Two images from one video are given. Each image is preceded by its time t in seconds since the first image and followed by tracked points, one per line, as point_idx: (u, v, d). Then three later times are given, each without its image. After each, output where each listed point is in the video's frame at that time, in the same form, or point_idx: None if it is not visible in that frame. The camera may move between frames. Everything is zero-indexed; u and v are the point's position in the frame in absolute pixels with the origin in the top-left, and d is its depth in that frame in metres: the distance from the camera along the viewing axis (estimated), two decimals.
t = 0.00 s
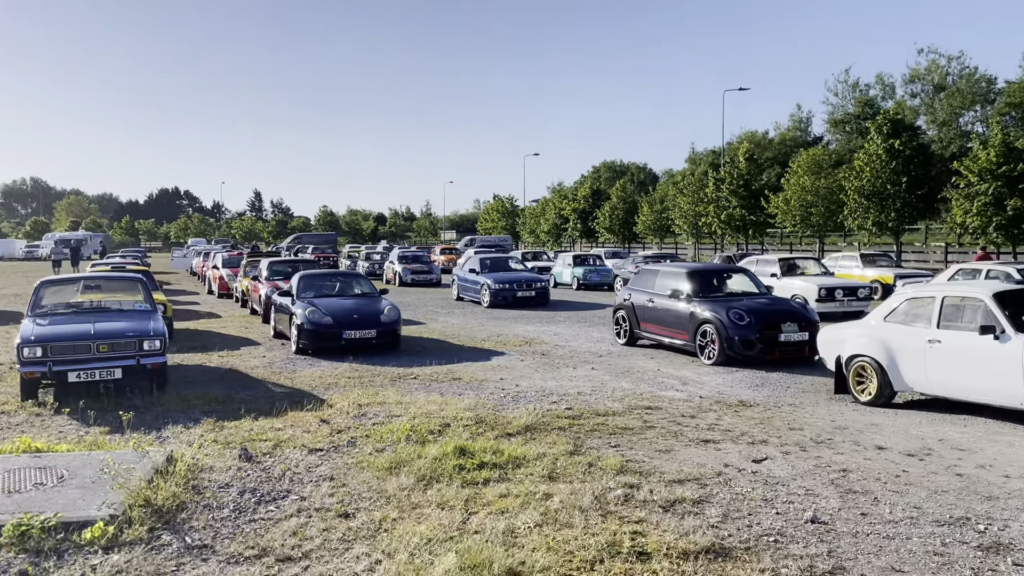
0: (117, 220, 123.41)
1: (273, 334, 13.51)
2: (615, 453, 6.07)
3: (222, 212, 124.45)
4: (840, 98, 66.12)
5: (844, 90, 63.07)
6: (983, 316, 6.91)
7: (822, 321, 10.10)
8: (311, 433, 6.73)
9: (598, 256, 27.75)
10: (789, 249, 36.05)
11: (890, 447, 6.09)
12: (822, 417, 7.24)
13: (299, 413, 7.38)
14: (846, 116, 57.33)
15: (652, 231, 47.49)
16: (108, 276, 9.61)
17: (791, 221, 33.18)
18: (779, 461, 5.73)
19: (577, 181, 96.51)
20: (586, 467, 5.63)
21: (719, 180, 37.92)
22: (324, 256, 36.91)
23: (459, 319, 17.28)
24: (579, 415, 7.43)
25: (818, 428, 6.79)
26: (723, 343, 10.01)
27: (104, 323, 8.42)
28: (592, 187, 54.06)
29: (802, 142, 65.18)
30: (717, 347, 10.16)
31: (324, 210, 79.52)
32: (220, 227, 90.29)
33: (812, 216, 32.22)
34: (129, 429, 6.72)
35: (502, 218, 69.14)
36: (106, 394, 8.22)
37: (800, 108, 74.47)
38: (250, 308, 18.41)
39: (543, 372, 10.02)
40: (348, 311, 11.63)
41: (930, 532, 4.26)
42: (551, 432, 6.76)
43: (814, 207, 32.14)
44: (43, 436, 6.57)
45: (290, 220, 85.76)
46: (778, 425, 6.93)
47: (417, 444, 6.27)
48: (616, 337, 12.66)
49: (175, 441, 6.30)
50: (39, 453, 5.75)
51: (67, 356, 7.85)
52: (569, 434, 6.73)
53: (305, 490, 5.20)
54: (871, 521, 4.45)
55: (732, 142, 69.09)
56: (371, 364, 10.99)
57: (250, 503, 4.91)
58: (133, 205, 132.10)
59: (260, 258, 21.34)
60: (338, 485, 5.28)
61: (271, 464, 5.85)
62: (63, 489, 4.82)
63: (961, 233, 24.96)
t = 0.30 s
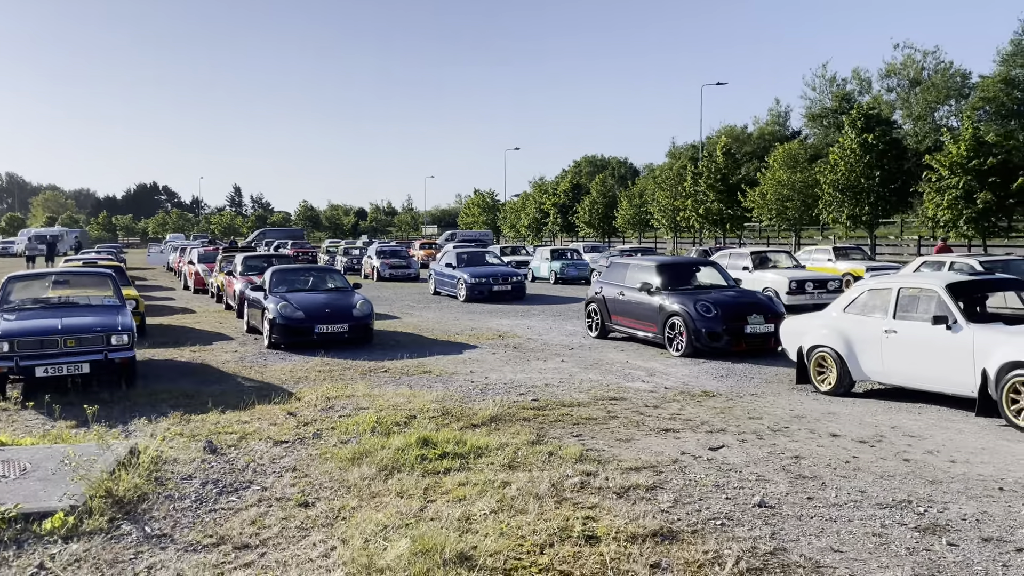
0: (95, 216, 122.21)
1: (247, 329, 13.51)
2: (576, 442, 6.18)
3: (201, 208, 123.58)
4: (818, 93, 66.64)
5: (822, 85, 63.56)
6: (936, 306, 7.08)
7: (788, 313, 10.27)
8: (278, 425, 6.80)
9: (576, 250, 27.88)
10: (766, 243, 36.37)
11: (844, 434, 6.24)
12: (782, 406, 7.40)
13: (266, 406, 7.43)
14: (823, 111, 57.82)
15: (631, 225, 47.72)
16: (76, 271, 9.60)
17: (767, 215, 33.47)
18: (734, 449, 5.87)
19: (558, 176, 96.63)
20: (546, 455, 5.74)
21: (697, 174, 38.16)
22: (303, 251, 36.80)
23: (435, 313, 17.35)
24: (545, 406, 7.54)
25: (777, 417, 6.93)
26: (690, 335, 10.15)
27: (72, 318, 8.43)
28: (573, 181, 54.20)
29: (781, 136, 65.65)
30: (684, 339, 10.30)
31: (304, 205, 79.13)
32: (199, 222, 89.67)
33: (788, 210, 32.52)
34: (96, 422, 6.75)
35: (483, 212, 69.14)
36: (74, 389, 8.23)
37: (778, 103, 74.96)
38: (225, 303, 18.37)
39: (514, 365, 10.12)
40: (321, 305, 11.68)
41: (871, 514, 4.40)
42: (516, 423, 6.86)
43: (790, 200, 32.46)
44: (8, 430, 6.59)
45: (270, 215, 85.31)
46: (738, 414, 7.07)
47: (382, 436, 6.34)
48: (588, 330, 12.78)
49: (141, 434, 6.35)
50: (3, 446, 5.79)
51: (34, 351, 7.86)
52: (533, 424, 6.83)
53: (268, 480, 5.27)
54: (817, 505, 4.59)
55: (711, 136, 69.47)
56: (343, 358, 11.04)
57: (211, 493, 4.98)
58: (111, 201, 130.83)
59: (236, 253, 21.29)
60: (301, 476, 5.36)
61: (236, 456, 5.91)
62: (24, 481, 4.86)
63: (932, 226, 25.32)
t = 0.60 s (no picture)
0: (75, 209, 121.10)
1: (221, 321, 13.51)
2: (538, 431, 6.27)
3: (184, 201, 122.71)
4: (799, 87, 67.03)
5: (803, 79, 63.95)
6: (894, 297, 7.22)
7: (756, 305, 10.40)
8: (243, 416, 6.83)
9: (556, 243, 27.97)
10: (746, 237, 36.63)
11: (800, 422, 6.36)
12: (744, 395, 7.52)
13: (234, 397, 7.47)
14: (804, 105, 58.18)
15: (613, 218, 47.87)
16: (44, 264, 9.59)
17: (746, 208, 33.70)
18: (692, 436, 5.97)
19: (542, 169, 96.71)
20: (507, 443, 5.83)
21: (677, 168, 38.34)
22: (284, 244, 36.71)
23: (412, 305, 17.40)
24: (511, 396, 7.63)
25: (737, 405, 7.05)
26: (660, 326, 10.26)
27: (40, 309, 8.42)
28: (555, 175, 54.31)
29: (762, 130, 66.02)
30: (654, 330, 10.41)
31: (286, 197, 78.78)
32: (182, 215, 89.13)
33: (768, 204, 32.77)
34: (61, 413, 6.77)
35: (467, 205, 69.12)
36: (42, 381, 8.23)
37: (760, 97, 75.35)
38: (202, 296, 18.33)
39: (485, 356, 10.20)
40: (294, 298, 11.70)
41: (816, 498, 4.52)
42: (480, 413, 6.93)
43: (769, 193, 32.70)
44: None
45: (252, 208, 84.85)
46: (700, 402, 7.19)
47: (347, 425, 6.40)
48: (562, 322, 12.87)
49: (105, 425, 6.37)
50: None
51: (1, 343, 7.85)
52: (497, 414, 6.90)
53: (228, 469, 5.32)
54: (764, 489, 4.69)
55: (694, 130, 69.74)
56: (316, 350, 11.08)
57: (171, 481, 5.03)
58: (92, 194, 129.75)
59: (213, 246, 21.23)
60: (262, 464, 5.41)
61: (199, 445, 5.95)
62: None
63: (907, 220, 25.58)
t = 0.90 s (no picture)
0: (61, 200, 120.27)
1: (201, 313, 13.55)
2: (505, 420, 6.38)
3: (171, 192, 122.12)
4: (785, 81, 67.35)
5: (789, 73, 64.24)
6: (857, 290, 7.36)
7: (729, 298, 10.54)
8: (215, 406, 6.91)
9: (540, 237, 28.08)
10: (730, 231, 36.87)
11: (762, 413, 6.50)
12: (711, 387, 7.65)
13: (207, 388, 7.55)
14: (790, 99, 58.47)
15: (599, 212, 48.04)
16: (21, 255, 9.61)
17: (730, 202, 33.91)
18: (654, 426, 6.10)
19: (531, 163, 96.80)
20: (473, 433, 5.93)
21: (662, 162, 38.50)
22: (270, 237, 36.68)
23: (393, 298, 17.48)
24: (483, 387, 7.73)
25: (703, 396, 7.19)
26: (634, 318, 10.39)
27: (15, 300, 8.45)
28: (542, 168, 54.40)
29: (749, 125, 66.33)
30: (629, 323, 10.53)
31: (274, 190, 78.54)
32: (168, 207, 88.70)
33: (751, 198, 33.01)
34: (34, 403, 6.83)
35: (455, 198, 69.12)
36: (17, 372, 8.27)
37: (747, 92, 75.68)
38: (184, 287, 18.34)
39: (461, 348, 10.30)
40: (272, 290, 11.76)
41: (767, 485, 4.65)
42: (450, 403, 7.04)
43: (752, 187, 32.91)
44: None
45: (240, 200, 84.54)
46: (667, 393, 7.32)
47: (317, 415, 6.49)
48: (540, 315, 12.99)
49: (76, 414, 6.43)
50: None
51: None
52: (466, 404, 7.00)
53: (196, 457, 5.40)
54: (719, 476, 4.82)
55: (681, 125, 69.97)
56: (293, 341, 11.16)
57: (139, 469, 5.11)
58: (79, 185, 128.96)
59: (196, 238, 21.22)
60: (230, 453, 5.50)
61: (168, 434, 6.03)
62: None
63: (887, 215, 25.82)
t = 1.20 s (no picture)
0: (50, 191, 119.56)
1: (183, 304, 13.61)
2: (474, 409, 6.50)
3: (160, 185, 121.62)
4: (774, 78, 67.64)
5: (778, 70, 64.54)
6: (822, 283, 7.51)
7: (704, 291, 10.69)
8: (189, 393, 7.01)
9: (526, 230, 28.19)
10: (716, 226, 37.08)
11: (725, 402, 6.65)
12: (680, 378, 7.79)
13: (183, 376, 7.64)
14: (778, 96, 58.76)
15: (587, 206, 48.18)
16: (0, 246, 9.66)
17: (715, 198, 34.12)
18: (619, 414, 6.23)
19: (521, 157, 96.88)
20: (441, 420, 6.05)
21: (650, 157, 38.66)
22: (257, 230, 36.67)
23: (377, 290, 17.58)
24: (456, 377, 7.85)
25: (670, 386, 7.33)
26: (610, 311, 10.52)
27: None
28: (531, 163, 54.49)
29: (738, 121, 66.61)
30: (605, 316, 10.66)
31: (264, 182, 78.37)
32: (158, 199, 88.35)
33: (736, 193, 33.23)
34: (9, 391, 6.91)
35: (445, 192, 69.15)
36: None
37: (736, 88, 75.95)
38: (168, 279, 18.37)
39: (438, 339, 10.42)
40: (253, 281, 11.84)
41: (720, 470, 4.79)
42: (422, 392, 7.15)
43: (738, 183, 33.12)
44: None
45: (229, 192, 84.32)
46: (636, 384, 7.45)
47: (289, 403, 6.60)
48: (520, 307, 13.11)
49: (51, 401, 6.52)
50: None
51: None
52: (437, 393, 7.12)
53: (167, 443, 5.50)
54: (674, 462, 4.96)
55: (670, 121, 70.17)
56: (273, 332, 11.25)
57: (109, 454, 5.21)
58: (67, 176, 128.31)
59: (181, 230, 21.25)
60: (200, 438, 5.60)
61: (141, 421, 6.13)
62: None
63: (870, 211, 26.06)
